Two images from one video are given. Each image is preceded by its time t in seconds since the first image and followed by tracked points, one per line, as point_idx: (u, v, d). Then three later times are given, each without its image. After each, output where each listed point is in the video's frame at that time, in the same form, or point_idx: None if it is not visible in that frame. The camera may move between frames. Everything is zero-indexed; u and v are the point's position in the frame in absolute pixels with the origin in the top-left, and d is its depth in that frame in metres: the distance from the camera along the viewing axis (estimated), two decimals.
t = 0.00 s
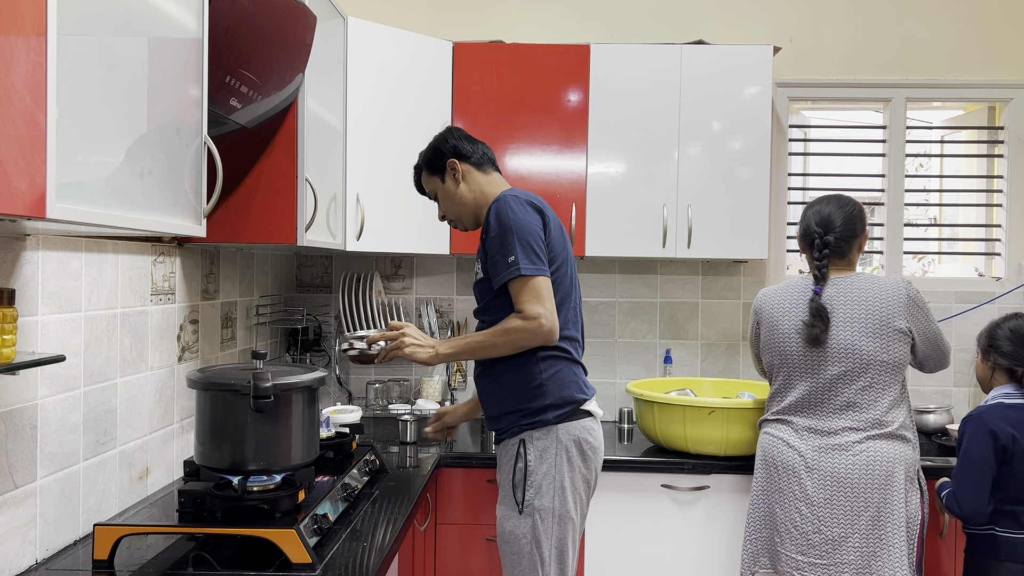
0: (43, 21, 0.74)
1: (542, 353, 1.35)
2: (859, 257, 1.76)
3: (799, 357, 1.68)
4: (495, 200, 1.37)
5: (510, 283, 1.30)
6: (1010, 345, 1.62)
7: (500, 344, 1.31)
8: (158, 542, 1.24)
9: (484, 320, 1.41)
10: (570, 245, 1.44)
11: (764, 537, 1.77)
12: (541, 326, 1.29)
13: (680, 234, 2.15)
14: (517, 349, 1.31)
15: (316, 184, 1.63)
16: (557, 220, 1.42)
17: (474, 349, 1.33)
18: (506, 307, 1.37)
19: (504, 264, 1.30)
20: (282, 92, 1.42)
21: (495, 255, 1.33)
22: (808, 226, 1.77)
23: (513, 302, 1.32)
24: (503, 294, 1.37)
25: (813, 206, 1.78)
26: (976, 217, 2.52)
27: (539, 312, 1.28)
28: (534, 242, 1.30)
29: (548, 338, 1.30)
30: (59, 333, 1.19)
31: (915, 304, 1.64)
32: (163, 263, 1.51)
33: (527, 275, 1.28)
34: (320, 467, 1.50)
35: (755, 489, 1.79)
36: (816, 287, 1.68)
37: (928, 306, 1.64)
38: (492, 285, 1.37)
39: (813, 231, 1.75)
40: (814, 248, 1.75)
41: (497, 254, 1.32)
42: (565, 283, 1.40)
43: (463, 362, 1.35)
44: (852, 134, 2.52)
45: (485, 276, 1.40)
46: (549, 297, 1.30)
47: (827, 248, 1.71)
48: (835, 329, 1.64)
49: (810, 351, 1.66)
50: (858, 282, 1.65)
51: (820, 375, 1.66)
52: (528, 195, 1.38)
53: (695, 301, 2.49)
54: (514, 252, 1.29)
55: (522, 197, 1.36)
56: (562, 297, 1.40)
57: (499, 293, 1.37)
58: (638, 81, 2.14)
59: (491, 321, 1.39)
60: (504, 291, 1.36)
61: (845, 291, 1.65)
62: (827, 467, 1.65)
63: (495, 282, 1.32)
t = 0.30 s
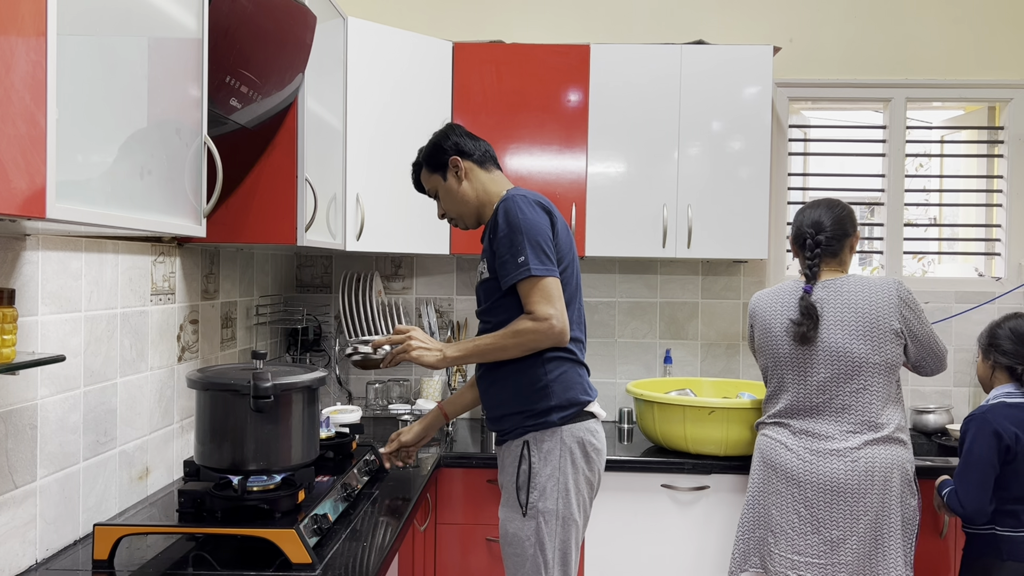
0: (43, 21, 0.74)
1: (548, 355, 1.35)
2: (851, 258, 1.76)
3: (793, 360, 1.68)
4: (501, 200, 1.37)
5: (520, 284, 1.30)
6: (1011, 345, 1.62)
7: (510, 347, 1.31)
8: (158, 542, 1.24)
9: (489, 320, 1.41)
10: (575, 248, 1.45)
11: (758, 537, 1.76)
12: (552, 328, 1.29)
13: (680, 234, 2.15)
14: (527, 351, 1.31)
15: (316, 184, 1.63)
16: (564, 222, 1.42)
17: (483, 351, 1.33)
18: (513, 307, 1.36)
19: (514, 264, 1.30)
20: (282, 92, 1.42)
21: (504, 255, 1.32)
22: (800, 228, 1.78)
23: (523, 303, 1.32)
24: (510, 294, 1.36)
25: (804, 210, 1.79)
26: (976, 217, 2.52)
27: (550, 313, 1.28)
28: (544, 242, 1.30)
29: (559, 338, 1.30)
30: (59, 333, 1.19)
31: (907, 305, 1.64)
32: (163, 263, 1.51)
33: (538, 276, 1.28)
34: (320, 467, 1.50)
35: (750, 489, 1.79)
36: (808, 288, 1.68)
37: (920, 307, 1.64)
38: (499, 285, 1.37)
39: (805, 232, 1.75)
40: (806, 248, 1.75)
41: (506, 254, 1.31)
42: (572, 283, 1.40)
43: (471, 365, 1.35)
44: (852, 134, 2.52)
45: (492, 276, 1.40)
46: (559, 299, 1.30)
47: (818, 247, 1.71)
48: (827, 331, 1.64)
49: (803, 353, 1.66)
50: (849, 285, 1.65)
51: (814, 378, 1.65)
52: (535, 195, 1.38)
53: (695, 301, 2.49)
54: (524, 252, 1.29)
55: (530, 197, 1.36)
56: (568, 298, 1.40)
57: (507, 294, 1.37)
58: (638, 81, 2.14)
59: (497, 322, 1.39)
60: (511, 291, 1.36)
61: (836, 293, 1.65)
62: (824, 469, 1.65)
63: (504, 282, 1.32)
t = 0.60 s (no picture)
0: (43, 22, 0.74)
1: (551, 356, 1.35)
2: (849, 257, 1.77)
3: (797, 361, 1.68)
4: (501, 200, 1.37)
5: (523, 285, 1.30)
6: (1007, 345, 1.61)
7: (514, 348, 1.31)
8: (157, 542, 1.24)
9: (491, 321, 1.40)
10: (576, 248, 1.45)
11: (763, 538, 1.75)
12: (556, 329, 1.29)
13: (680, 234, 2.15)
14: (531, 353, 1.31)
15: (316, 184, 1.63)
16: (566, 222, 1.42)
17: (485, 354, 1.33)
18: (516, 308, 1.36)
19: (517, 265, 1.29)
20: (282, 92, 1.42)
21: (506, 256, 1.32)
22: (799, 229, 1.77)
23: (526, 304, 1.32)
24: (513, 295, 1.36)
25: (802, 211, 1.79)
26: (976, 217, 2.52)
27: (553, 314, 1.28)
28: (547, 242, 1.30)
29: (563, 340, 1.31)
30: (59, 333, 1.19)
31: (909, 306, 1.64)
32: (163, 263, 1.51)
33: (541, 277, 1.28)
34: (320, 467, 1.49)
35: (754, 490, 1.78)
36: (809, 288, 1.68)
37: (923, 309, 1.64)
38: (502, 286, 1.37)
39: (805, 233, 1.75)
40: (806, 250, 1.75)
41: (508, 254, 1.31)
42: (574, 284, 1.40)
43: (474, 367, 1.35)
44: (852, 134, 2.52)
45: (493, 276, 1.39)
46: (563, 300, 1.30)
47: (819, 249, 1.71)
48: (829, 332, 1.64)
49: (807, 354, 1.66)
50: (851, 286, 1.65)
51: (818, 378, 1.66)
52: (538, 195, 1.38)
53: (695, 301, 2.49)
54: (527, 253, 1.29)
55: (533, 197, 1.36)
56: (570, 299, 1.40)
57: (509, 295, 1.37)
58: (638, 81, 2.14)
59: (499, 323, 1.39)
60: (514, 292, 1.36)
61: (838, 294, 1.65)
62: (830, 470, 1.64)
63: (506, 283, 1.32)
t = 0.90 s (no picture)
0: (43, 21, 0.74)
1: (549, 356, 1.35)
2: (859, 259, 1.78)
3: (814, 360, 1.68)
4: (499, 200, 1.37)
5: (520, 285, 1.30)
6: (1007, 345, 1.61)
7: (511, 349, 1.31)
8: (158, 542, 1.24)
9: (490, 322, 1.40)
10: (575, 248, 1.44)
11: (780, 537, 1.75)
12: (553, 330, 1.29)
13: (680, 234, 2.15)
14: (528, 353, 1.31)
15: (316, 184, 1.62)
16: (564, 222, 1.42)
17: (482, 354, 1.33)
18: (513, 309, 1.36)
19: (514, 265, 1.30)
20: (282, 92, 1.42)
21: (504, 256, 1.32)
22: (811, 230, 1.77)
23: (523, 304, 1.32)
24: (511, 295, 1.36)
25: (814, 212, 1.78)
26: (976, 217, 2.52)
27: (550, 315, 1.28)
28: (544, 243, 1.30)
29: (560, 342, 1.30)
30: (59, 333, 1.19)
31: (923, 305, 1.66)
32: (163, 263, 1.51)
33: (538, 277, 1.28)
34: (320, 467, 1.49)
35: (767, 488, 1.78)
36: (826, 287, 1.68)
37: (939, 307, 1.66)
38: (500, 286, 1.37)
39: (818, 234, 1.74)
40: (819, 250, 1.74)
41: (506, 255, 1.31)
42: (572, 285, 1.41)
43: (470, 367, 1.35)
44: (852, 134, 2.52)
45: (491, 276, 1.39)
46: (560, 300, 1.30)
47: (833, 249, 1.71)
48: (847, 331, 1.65)
49: (824, 353, 1.66)
50: (867, 285, 1.66)
51: (835, 377, 1.66)
52: (536, 195, 1.38)
53: (695, 301, 2.49)
54: (524, 253, 1.29)
55: (530, 197, 1.36)
56: (568, 299, 1.40)
57: (507, 295, 1.37)
58: (638, 81, 2.14)
59: (496, 324, 1.39)
60: (511, 293, 1.36)
61: (855, 294, 1.66)
62: (848, 468, 1.65)
63: (504, 284, 1.32)
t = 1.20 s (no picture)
0: (43, 22, 0.74)
1: (546, 356, 1.35)
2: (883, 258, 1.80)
3: (850, 355, 1.68)
4: (495, 200, 1.37)
5: (516, 285, 1.30)
6: (1010, 347, 1.60)
7: (508, 350, 1.31)
8: (158, 542, 1.24)
9: (487, 322, 1.40)
10: (572, 247, 1.44)
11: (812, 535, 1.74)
12: (549, 330, 1.29)
13: (680, 234, 2.15)
14: (525, 353, 1.31)
15: (316, 184, 1.63)
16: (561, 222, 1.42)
17: (479, 354, 1.33)
18: (510, 309, 1.36)
19: (511, 265, 1.30)
20: (282, 92, 1.42)
21: (500, 257, 1.32)
22: (838, 228, 1.78)
23: (519, 305, 1.32)
24: (507, 296, 1.36)
25: (839, 212, 1.80)
26: (976, 217, 2.52)
27: (547, 315, 1.28)
28: (541, 243, 1.30)
29: (556, 342, 1.30)
30: (59, 333, 1.19)
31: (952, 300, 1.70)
32: (163, 263, 1.51)
33: (534, 278, 1.28)
34: (320, 467, 1.49)
35: (795, 487, 1.77)
36: (860, 283, 1.68)
37: (968, 307, 1.68)
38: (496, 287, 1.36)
39: (847, 232, 1.76)
40: (848, 247, 1.76)
41: (502, 255, 1.31)
42: (569, 286, 1.41)
43: (467, 368, 1.35)
44: (852, 134, 2.52)
45: (487, 277, 1.39)
46: (556, 300, 1.30)
47: (863, 246, 1.73)
48: (883, 326, 1.66)
49: (860, 347, 1.67)
50: (899, 281, 1.68)
51: (871, 371, 1.67)
52: (532, 195, 1.38)
53: (695, 301, 2.49)
54: (520, 254, 1.29)
55: (527, 197, 1.36)
56: (565, 299, 1.40)
57: (503, 296, 1.37)
58: (638, 81, 2.14)
59: (493, 325, 1.39)
60: (508, 293, 1.36)
61: (888, 288, 1.67)
62: (884, 461, 1.66)
63: (500, 284, 1.32)
